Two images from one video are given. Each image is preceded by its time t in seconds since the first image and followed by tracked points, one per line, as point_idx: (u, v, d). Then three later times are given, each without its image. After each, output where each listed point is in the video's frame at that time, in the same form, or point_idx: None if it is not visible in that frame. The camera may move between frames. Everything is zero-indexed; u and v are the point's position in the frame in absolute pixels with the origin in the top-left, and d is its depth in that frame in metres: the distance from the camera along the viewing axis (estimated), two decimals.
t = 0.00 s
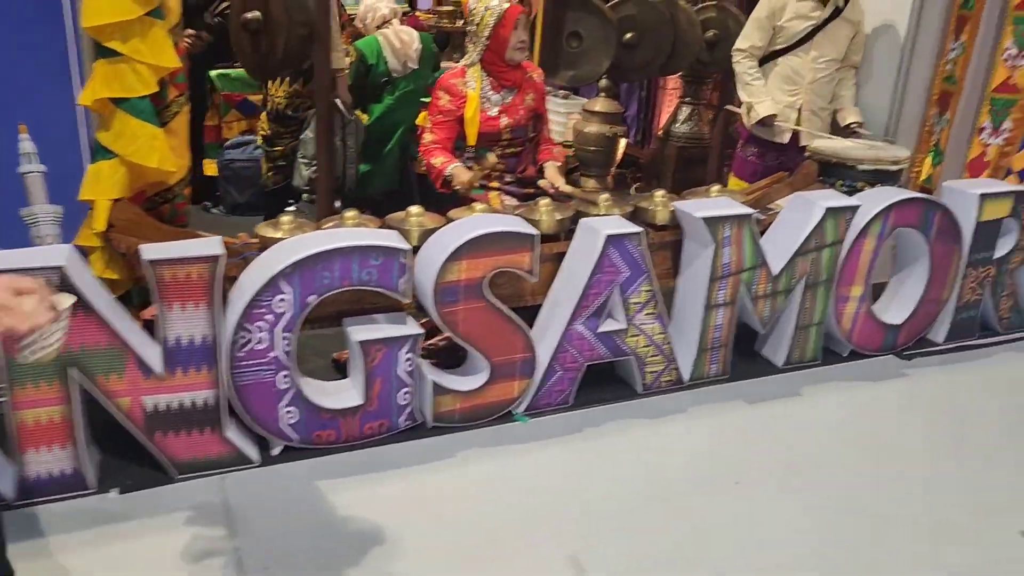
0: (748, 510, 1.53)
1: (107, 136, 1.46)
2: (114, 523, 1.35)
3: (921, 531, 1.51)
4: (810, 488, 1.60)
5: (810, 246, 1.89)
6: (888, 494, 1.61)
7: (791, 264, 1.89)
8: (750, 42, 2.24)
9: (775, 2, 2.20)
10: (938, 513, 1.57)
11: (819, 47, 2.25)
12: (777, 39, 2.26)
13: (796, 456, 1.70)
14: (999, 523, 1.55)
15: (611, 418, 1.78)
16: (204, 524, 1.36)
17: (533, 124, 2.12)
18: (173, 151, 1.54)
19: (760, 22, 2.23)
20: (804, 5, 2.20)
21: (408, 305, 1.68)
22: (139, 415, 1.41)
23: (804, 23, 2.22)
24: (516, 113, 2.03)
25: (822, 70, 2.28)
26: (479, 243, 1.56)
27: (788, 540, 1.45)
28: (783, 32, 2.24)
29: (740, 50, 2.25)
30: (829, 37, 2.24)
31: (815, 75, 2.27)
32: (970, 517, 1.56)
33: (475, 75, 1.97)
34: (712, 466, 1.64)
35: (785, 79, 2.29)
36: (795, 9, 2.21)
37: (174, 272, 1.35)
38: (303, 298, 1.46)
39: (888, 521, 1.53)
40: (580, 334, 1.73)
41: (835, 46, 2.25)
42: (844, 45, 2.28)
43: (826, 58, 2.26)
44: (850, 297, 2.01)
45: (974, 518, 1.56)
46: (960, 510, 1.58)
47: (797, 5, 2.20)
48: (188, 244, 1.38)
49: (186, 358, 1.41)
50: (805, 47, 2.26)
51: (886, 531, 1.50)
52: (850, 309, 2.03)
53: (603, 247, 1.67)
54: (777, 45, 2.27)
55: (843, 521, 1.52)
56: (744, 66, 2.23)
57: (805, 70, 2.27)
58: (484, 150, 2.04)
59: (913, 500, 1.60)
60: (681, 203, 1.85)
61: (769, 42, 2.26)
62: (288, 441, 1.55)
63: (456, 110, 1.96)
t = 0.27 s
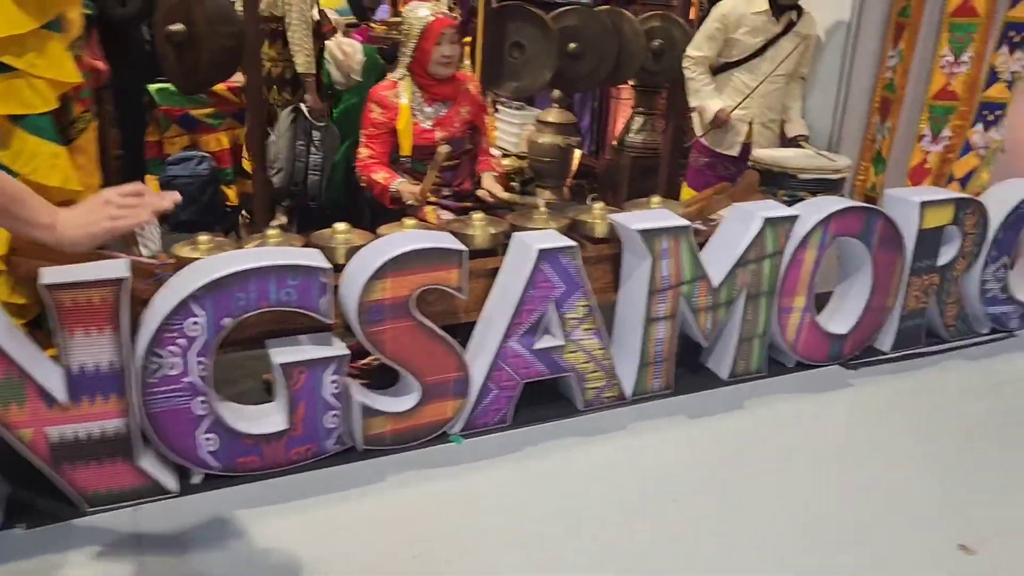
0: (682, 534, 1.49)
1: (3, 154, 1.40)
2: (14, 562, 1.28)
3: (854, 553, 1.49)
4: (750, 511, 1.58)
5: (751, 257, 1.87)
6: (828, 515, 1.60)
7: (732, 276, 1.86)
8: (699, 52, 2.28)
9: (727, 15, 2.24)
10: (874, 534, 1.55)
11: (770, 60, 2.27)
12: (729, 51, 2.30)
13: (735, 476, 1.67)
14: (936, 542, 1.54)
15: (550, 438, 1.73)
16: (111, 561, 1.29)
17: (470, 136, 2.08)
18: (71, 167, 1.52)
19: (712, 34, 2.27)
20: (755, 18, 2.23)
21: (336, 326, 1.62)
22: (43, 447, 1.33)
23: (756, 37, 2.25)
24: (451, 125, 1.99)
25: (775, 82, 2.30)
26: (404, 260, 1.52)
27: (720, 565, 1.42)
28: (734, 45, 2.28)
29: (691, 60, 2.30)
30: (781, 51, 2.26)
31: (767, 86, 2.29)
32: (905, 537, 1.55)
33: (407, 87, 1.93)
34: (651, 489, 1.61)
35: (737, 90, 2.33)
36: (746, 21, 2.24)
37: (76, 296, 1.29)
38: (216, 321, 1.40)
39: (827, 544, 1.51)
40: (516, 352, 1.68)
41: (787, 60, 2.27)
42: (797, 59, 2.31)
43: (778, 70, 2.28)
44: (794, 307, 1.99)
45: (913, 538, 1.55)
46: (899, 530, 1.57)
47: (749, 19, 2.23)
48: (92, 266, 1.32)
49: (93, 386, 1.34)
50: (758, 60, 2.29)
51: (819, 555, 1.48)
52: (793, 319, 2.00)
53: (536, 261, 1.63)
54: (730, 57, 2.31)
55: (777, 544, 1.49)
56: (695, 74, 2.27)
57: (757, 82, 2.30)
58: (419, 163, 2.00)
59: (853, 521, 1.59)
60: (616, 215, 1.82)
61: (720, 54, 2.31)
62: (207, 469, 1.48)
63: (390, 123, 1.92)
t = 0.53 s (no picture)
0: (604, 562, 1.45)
1: None
2: None
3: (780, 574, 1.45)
4: (683, 534, 1.54)
5: (686, 274, 1.83)
6: (764, 535, 1.56)
7: (667, 294, 1.82)
8: (646, 72, 2.28)
9: (670, 34, 2.23)
10: (801, 554, 1.52)
11: (713, 77, 2.24)
12: (674, 69, 2.28)
13: (667, 499, 1.64)
14: (872, 560, 1.51)
15: (480, 463, 1.69)
16: None
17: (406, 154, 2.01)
18: None
19: (657, 52, 2.27)
20: (697, 37, 2.20)
21: (253, 353, 1.57)
22: None
23: (698, 55, 2.23)
24: (383, 143, 1.92)
25: (719, 99, 2.27)
26: (318, 284, 1.48)
27: None
28: (678, 63, 2.26)
29: (638, 79, 2.30)
30: (723, 68, 2.23)
31: (710, 104, 2.26)
32: (836, 556, 1.51)
33: (337, 103, 1.87)
34: (582, 514, 1.57)
35: (682, 107, 2.31)
36: (688, 39, 2.21)
37: None
38: (116, 351, 1.34)
39: (761, 565, 1.48)
40: (443, 375, 1.64)
41: (729, 76, 2.23)
42: (740, 75, 2.27)
43: (721, 87, 2.25)
44: (733, 324, 1.95)
45: (842, 558, 1.52)
46: (836, 548, 1.54)
47: (692, 37, 2.21)
48: None
49: None
50: (701, 77, 2.26)
51: None
52: (734, 336, 1.97)
53: (460, 283, 1.59)
54: (675, 74, 2.29)
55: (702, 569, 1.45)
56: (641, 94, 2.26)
57: (700, 99, 2.26)
58: (351, 182, 1.93)
59: (790, 539, 1.55)
60: (549, 233, 1.78)
61: (665, 72, 2.29)
62: (113, 505, 1.42)
63: (319, 137, 1.86)
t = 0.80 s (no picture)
0: None
1: None
2: None
3: None
4: (622, 549, 1.51)
5: (629, 285, 1.81)
6: (703, 550, 1.53)
7: (611, 307, 1.80)
8: (590, 84, 2.28)
9: (611, 44, 2.23)
10: (740, 568, 1.49)
11: (658, 84, 2.26)
12: (618, 79, 2.28)
13: (606, 515, 1.61)
14: (812, 572, 1.49)
15: (417, 481, 1.66)
16: None
17: (350, 165, 1.97)
18: None
19: (599, 64, 2.27)
20: (639, 45, 2.22)
21: (181, 371, 1.54)
22: None
23: (641, 63, 2.24)
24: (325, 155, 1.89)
25: (665, 106, 2.28)
26: (244, 300, 1.43)
27: None
28: (621, 73, 2.26)
29: (582, 93, 2.29)
30: (667, 75, 2.24)
31: (657, 112, 2.27)
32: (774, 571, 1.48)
33: (277, 115, 1.83)
34: (518, 532, 1.54)
35: (629, 117, 2.32)
36: (630, 48, 2.23)
37: None
38: (30, 371, 1.30)
39: None
40: (377, 392, 1.61)
41: (674, 82, 2.25)
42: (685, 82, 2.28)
43: (667, 95, 2.26)
44: (679, 336, 1.93)
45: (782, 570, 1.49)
46: (777, 561, 1.51)
47: (632, 46, 2.22)
48: None
49: None
50: (646, 85, 2.27)
51: None
52: (681, 349, 1.95)
53: (393, 297, 1.56)
54: (620, 84, 2.29)
55: None
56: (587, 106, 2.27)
57: (647, 108, 2.28)
58: (292, 195, 1.89)
59: (730, 554, 1.52)
60: (490, 245, 1.75)
61: (608, 82, 2.29)
62: (31, 529, 1.38)
63: (259, 151, 1.83)
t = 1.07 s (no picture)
0: None
1: None
2: None
3: None
4: (565, 559, 1.50)
5: (580, 294, 1.80)
6: (646, 560, 1.52)
7: (561, 315, 1.79)
8: (531, 94, 2.27)
9: (546, 51, 2.25)
10: None
11: (596, 86, 2.27)
12: (558, 86, 2.28)
13: (551, 525, 1.60)
14: None
15: (364, 494, 1.65)
16: None
17: (300, 174, 1.96)
18: None
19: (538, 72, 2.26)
20: (574, 50, 2.23)
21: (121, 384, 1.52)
22: None
23: (577, 67, 2.25)
24: (268, 164, 1.88)
25: (604, 108, 2.29)
26: (181, 313, 1.42)
27: None
28: (560, 79, 2.27)
29: (525, 103, 2.28)
30: (605, 76, 2.26)
31: (598, 114, 2.28)
32: None
33: (223, 124, 1.84)
34: (462, 542, 1.53)
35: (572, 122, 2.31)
36: (566, 53, 2.24)
37: None
38: None
39: None
40: (321, 404, 1.60)
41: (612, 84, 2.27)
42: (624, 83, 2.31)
43: (606, 97, 2.28)
44: (632, 344, 1.93)
45: None
46: (721, 570, 1.50)
47: (567, 51, 2.24)
48: None
49: None
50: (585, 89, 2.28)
51: None
52: (635, 356, 1.95)
53: (335, 308, 1.55)
54: (559, 91, 2.29)
55: None
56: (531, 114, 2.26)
57: (589, 110, 2.28)
58: (238, 205, 1.89)
59: (673, 564, 1.51)
60: (438, 255, 1.74)
61: (549, 90, 2.28)
62: None
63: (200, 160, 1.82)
